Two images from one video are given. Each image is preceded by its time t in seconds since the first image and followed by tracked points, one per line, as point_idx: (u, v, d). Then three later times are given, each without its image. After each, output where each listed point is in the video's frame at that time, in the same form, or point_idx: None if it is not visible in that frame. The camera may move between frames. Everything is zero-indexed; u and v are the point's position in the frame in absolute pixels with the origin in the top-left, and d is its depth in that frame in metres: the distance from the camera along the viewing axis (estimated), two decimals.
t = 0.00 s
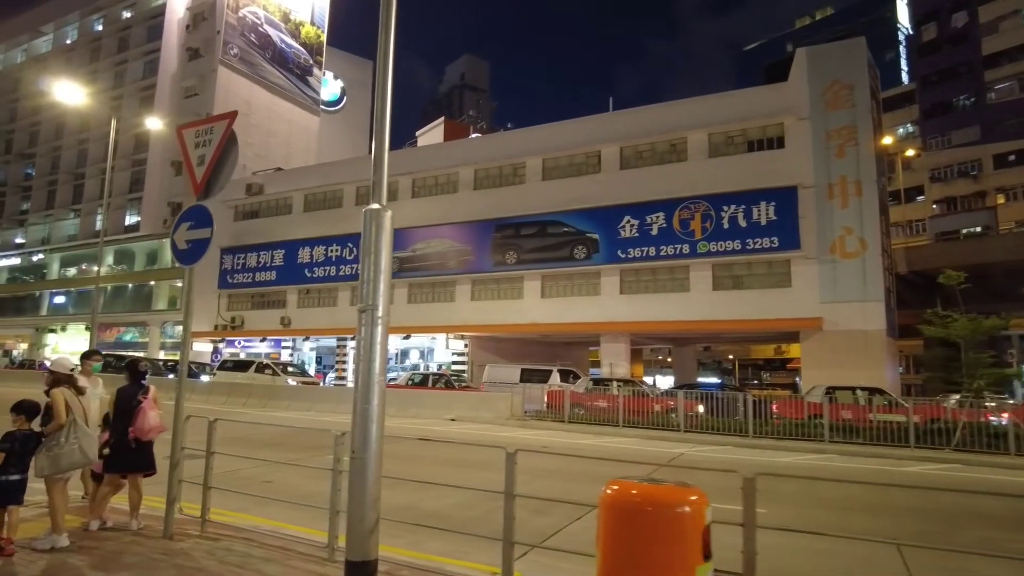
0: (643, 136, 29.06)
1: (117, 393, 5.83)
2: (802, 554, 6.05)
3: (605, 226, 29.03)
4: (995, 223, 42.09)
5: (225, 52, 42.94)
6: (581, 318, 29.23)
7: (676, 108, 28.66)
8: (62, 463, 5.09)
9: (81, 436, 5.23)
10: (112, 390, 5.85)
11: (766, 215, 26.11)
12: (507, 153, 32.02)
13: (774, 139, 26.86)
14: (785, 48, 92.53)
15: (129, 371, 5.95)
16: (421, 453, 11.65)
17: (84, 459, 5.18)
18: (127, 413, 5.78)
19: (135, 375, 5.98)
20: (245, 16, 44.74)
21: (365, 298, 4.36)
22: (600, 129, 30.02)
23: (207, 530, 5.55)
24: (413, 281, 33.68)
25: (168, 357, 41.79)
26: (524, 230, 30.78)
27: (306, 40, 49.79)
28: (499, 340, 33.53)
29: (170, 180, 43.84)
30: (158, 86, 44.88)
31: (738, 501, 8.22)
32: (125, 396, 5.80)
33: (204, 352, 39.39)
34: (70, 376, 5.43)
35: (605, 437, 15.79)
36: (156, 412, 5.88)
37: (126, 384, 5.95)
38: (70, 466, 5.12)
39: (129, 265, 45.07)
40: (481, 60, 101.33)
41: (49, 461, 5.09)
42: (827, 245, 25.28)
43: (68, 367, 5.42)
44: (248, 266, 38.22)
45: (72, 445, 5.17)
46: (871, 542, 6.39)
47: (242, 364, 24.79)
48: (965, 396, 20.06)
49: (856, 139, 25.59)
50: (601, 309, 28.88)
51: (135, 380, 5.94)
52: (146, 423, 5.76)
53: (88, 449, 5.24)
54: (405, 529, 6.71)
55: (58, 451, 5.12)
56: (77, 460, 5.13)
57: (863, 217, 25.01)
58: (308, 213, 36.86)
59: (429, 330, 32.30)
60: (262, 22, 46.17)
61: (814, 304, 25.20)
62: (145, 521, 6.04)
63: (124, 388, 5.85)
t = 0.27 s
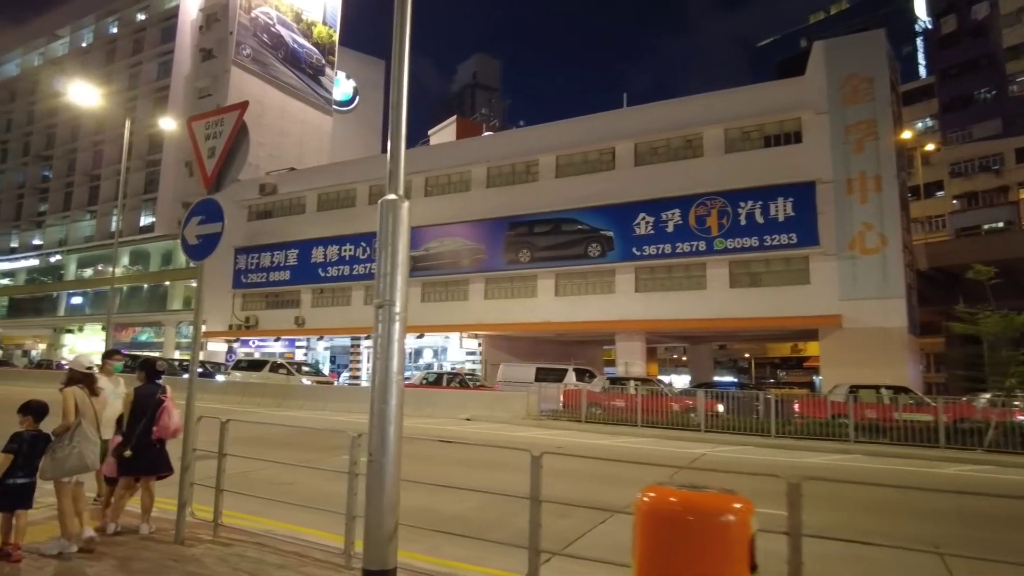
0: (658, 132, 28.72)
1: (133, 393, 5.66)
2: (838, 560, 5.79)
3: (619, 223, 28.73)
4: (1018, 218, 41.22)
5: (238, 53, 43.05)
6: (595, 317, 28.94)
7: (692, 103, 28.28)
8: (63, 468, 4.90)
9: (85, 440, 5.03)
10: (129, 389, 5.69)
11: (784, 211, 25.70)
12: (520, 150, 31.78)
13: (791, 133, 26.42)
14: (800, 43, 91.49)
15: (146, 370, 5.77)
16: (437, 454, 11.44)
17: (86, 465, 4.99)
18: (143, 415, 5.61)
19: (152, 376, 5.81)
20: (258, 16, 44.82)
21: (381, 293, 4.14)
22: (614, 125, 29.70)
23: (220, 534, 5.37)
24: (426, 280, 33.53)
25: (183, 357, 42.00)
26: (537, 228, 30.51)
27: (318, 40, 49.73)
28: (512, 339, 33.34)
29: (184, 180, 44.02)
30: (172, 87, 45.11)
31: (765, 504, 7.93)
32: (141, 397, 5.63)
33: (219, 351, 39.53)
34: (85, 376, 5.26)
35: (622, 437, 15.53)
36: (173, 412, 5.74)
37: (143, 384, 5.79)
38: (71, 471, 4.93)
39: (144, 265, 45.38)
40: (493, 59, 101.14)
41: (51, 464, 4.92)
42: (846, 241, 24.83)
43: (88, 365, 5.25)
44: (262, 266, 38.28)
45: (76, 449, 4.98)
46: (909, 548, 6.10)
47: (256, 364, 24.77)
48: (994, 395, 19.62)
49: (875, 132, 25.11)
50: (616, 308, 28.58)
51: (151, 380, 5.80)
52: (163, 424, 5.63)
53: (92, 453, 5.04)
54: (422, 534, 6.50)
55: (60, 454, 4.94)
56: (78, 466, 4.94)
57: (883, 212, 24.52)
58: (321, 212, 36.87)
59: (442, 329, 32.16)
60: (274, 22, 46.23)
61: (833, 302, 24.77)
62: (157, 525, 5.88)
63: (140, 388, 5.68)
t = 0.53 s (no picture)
0: (678, 128, 28.34)
1: (152, 394, 5.52)
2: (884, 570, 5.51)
3: (639, 221, 28.40)
4: None
5: (255, 54, 43.29)
6: (614, 316, 28.65)
7: (712, 98, 27.86)
8: (85, 469, 4.74)
9: (108, 439, 4.86)
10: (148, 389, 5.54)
11: (807, 208, 25.24)
12: (537, 148, 31.54)
13: (814, 129, 25.92)
14: (820, 38, 90.18)
15: (166, 369, 5.62)
16: (458, 455, 11.26)
17: (108, 467, 4.82)
18: (164, 415, 5.48)
19: (171, 375, 5.65)
20: (275, 18, 44.97)
21: (408, 289, 3.95)
22: (633, 122, 29.36)
23: (241, 539, 5.21)
24: (443, 280, 33.40)
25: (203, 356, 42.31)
26: (555, 226, 30.25)
27: (335, 40, 49.72)
28: (530, 339, 33.12)
29: (203, 181, 44.33)
30: (191, 89, 45.47)
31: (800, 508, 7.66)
32: (161, 398, 5.49)
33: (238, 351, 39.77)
34: (111, 373, 5.08)
35: (645, 437, 15.26)
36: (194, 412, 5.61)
37: (162, 383, 5.63)
38: (94, 472, 4.77)
39: (165, 266, 45.84)
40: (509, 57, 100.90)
41: (73, 465, 4.76)
42: (872, 237, 24.31)
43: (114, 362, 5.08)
44: (281, 266, 38.42)
45: (97, 450, 4.80)
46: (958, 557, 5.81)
47: (275, 364, 24.81)
48: None
49: (901, 126, 24.54)
50: (636, 307, 28.26)
51: (171, 378, 5.65)
52: (184, 425, 5.51)
53: (115, 453, 4.88)
54: (448, 539, 6.31)
55: (82, 454, 4.77)
56: (100, 467, 4.77)
57: (910, 207, 23.96)
58: (339, 212, 36.95)
59: (460, 329, 32.04)
60: (291, 23, 46.33)
61: (858, 299, 24.27)
62: (179, 529, 5.76)
63: (159, 389, 5.54)
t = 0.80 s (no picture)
0: (700, 125, 27.94)
1: (177, 395, 5.35)
2: None
3: (661, 220, 28.04)
4: None
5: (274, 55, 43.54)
6: (636, 315, 28.30)
7: (735, 95, 27.44)
8: (114, 471, 4.57)
9: (137, 440, 4.69)
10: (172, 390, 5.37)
11: (833, 206, 24.75)
12: (557, 147, 31.27)
13: (840, 125, 25.40)
14: (841, 35, 88.96)
15: (191, 369, 5.46)
16: (484, 457, 11.05)
17: (138, 470, 4.63)
18: (187, 417, 5.29)
19: (196, 375, 5.49)
20: (294, 19, 45.19)
21: (447, 285, 3.73)
22: (654, 119, 29.01)
23: (270, 545, 5.02)
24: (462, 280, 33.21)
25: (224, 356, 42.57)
26: (576, 225, 29.95)
27: (353, 41, 49.73)
28: (550, 339, 32.84)
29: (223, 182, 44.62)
30: (211, 90, 45.84)
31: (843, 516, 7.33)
32: (184, 399, 5.29)
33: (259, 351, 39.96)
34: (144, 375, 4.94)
35: (672, 439, 14.97)
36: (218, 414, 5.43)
37: (187, 384, 5.46)
38: (122, 475, 4.59)
39: (186, 267, 46.20)
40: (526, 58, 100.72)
41: (102, 468, 4.59)
42: (901, 235, 23.74)
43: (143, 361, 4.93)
44: (300, 266, 38.56)
45: (125, 452, 4.63)
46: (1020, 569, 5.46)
47: (296, 364, 24.80)
48: None
49: (931, 121, 23.92)
50: (658, 307, 27.89)
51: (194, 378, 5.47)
52: (206, 428, 5.28)
53: (145, 455, 4.70)
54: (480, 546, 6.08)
55: (110, 457, 4.61)
56: (129, 470, 4.59)
57: (941, 204, 23.36)
58: (357, 213, 37.01)
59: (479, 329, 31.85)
60: (310, 24, 46.49)
61: (887, 299, 23.71)
62: (207, 533, 5.60)
63: (184, 389, 5.35)
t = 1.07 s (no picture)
0: (723, 123, 27.52)
1: (204, 394, 5.26)
2: None
3: (684, 219, 27.68)
4: None
5: (295, 58, 43.89)
6: (659, 315, 27.97)
7: (760, 92, 27.02)
8: (140, 471, 4.47)
9: (163, 440, 4.58)
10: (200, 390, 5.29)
11: (861, 203, 24.22)
12: (578, 145, 31.03)
13: (868, 121, 24.85)
14: (865, 30, 87.48)
15: (219, 369, 5.36)
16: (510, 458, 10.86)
17: (163, 470, 4.53)
18: (212, 417, 5.18)
19: (224, 375, 5.38)
20: (314, 21, 45.39)
21: (487, 282, 3.55)
22: (677, 117, 28.66)
23: (299, 551, 4.88)
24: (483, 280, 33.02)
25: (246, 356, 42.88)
26: (597, 225, 29.68)
27: (373, 43, 49.77)
28: (572, 339, 32.58)
29: (246, 184, 44.98)
30: (233, 93, 46.21)
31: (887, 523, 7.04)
32: (212, 399, 5.22)
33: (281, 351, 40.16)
34: (177, 373, 4.81)
35: (700, 441, 14.70)
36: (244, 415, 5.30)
37: (215, 384, 5.37)
38: (148, 475, 4.49)
39: (209, 268, 46.66)
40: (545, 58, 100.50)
41: (129, 467, 4.51)
42: (932, 233, 23.14)
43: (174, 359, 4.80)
44: (323, 267, 38.77)
45: (150, 452, 4.53)
46: None
47: (319, 364, 24.82)
48: None
49: (963, 117, 23.27)
50: (681, 307, 27.52)
51: (220, 377, 5.36)
52: (229, 430, 5.14)
53: (171, 454, 4.59)
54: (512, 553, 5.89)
55: (136, 457, 4.51)
56: (154, 470, 4.48)
57: (974, 201, 22.73)
58: (379, 213, 37.14)
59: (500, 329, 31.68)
60: (330, 26, 46.65)
61: (918, 298, 23.15)
62: (236, 536, 5.50)
63: (211, 389, 5.28)
